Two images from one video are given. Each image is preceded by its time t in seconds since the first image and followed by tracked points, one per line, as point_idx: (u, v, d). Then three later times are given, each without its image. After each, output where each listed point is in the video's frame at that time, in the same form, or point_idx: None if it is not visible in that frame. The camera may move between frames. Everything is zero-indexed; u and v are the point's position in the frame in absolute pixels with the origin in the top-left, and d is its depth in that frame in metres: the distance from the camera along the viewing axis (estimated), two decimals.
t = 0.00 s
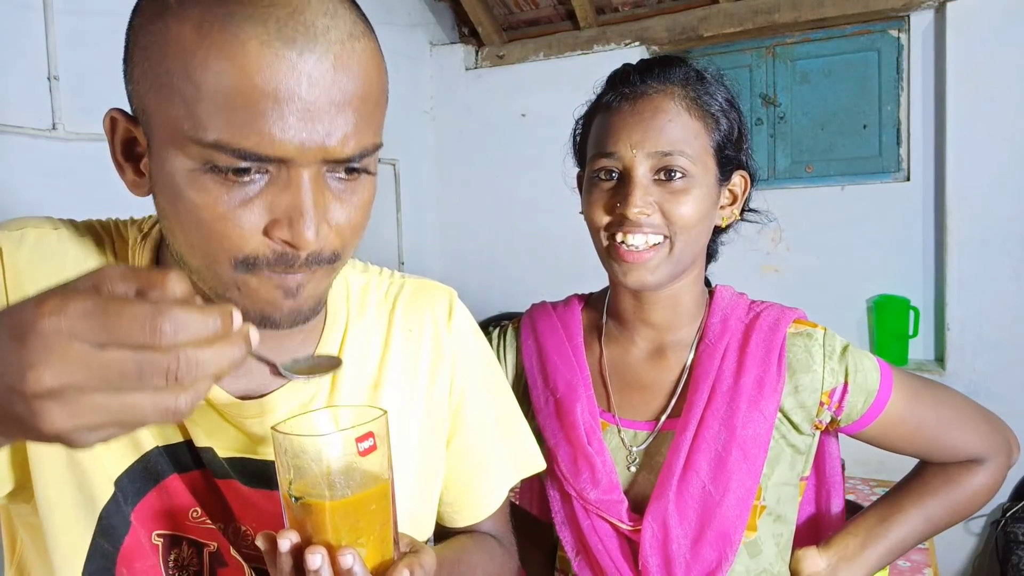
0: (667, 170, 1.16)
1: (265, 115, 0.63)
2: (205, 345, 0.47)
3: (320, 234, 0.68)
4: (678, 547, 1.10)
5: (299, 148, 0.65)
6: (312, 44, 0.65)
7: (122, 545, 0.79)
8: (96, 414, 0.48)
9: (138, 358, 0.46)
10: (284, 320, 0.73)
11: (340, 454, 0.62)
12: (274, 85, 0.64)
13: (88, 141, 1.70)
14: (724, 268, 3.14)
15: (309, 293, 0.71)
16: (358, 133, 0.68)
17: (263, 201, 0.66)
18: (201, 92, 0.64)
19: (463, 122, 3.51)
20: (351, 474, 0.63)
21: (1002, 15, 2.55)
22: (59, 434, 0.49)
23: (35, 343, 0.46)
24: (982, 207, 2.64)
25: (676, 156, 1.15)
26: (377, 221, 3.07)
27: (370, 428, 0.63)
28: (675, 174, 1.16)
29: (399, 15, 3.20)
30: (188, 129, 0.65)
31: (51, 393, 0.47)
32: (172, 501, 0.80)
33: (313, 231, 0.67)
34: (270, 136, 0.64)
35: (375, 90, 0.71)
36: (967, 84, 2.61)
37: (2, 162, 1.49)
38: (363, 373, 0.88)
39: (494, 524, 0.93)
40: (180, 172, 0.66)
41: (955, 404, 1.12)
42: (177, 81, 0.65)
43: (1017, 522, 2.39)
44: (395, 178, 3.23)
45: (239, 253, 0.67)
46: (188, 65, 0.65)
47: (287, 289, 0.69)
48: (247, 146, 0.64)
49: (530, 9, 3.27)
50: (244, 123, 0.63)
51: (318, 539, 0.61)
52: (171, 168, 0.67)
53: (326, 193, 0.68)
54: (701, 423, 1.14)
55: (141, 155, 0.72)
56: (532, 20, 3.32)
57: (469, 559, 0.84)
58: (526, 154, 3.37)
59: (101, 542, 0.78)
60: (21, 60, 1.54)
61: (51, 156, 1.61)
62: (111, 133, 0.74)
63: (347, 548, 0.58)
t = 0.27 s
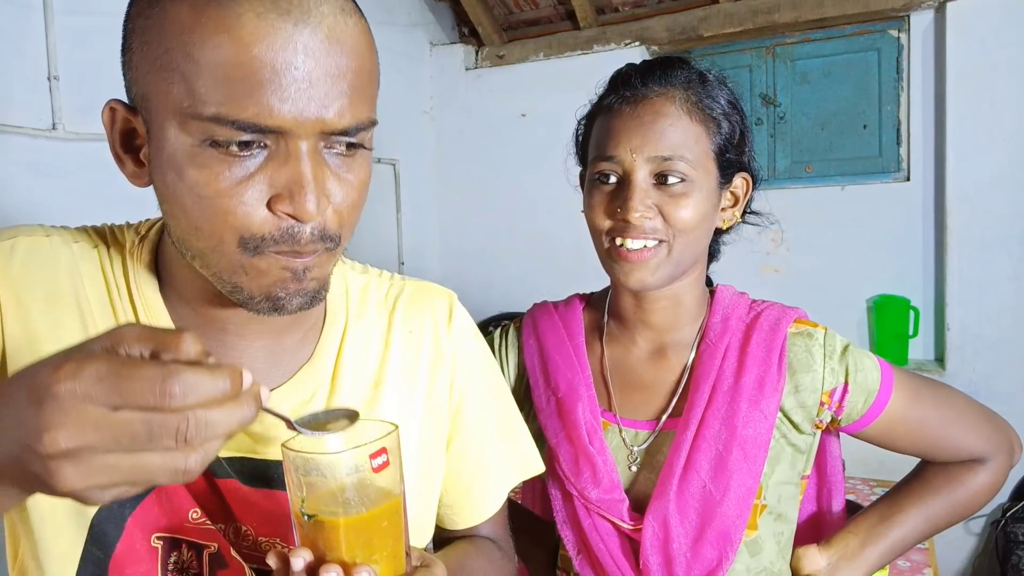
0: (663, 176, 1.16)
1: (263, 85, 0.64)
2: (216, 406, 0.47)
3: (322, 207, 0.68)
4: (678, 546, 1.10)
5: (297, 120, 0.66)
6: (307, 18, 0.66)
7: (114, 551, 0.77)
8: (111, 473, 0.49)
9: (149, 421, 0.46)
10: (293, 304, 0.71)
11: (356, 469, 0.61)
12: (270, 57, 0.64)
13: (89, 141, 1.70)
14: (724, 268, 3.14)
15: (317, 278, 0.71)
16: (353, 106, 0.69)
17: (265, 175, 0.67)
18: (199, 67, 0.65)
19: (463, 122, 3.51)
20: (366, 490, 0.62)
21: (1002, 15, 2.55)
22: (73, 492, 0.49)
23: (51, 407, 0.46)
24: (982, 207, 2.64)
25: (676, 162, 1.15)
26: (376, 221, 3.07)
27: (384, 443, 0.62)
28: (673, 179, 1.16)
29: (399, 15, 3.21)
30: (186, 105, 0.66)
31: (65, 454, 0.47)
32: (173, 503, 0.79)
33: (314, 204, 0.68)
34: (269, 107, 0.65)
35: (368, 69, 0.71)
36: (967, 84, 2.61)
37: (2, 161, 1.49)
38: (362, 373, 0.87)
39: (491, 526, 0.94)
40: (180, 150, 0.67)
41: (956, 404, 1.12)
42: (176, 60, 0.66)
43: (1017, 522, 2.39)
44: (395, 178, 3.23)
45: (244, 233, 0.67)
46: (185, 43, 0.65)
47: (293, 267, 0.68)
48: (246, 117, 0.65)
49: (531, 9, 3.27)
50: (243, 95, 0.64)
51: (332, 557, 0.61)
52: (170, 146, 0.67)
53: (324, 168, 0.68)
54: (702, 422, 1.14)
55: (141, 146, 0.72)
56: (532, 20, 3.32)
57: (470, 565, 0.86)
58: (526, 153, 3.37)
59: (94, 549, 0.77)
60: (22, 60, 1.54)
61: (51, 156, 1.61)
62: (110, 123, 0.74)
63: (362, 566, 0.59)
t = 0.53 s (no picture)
0: (664, 178, 1.16)
1: (270, 68, 0.65)
2: (217, 441, 0.48)
3: (331, 189, 0.68)
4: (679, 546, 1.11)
5: (303, 103, 0.66)
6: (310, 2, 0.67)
7: (108, 560, 0.73)
8: (115, 509, 0.50)
9: (151, 456, 0.47)
10: (293, 287, 0.70)
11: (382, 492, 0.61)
12: (275, 40, 0.65)
13: (89, 141, 1.70)
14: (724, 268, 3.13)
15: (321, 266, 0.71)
16: (355, 93, 0.70)
17: (273, 159, 0.67)
18: (205, 52, 0.65)
19: (463, 122, 3.50)
20: (388, 515, 0.62)
21: (1002, 15, 2.55)
22: (80, 528, 0.50)
23: (59, 443, 0.47)
24: (982, 208, 2.64)
25: (676, 165, 1.15)
26: (376, 222, 3.07)
27: (403, 468, 0.62)
28: (672, 182, 1.16)
29: (399, 15, 3.21)
30: (193, 92, 0.66)
31: (72, 489, 0.49)
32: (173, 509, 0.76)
33: (323, 186, 0.68)
34: (277, 89, 0.65)
35: (368, 57, 0.72)
36: (966, 85, 2.61)
37: (2, 162, 1.49)
38: (362, 374, 0.87)
39: (490, 527, 0.95)
40: (186, 138, 0.67)
41: (956, 404, 1.12)
42: (181, 49, 0.66)
43: (1017, 522, 2.39)
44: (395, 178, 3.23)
45: (252, 219, 0.67)
46: (190, 32, 0.66)
47: (295, 267, 0.69)
48: (253, 99, 0.65)
49: (530, 9, 3.27)
50: (250, 80, 0.65)
51: None
52: (176, 135, 0.67)
53: (330, 152, 0.69)
54: (704, 423, 1.14)
55: (143, 143, 0.72)
56: (532, 20, 3.32)
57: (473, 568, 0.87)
58: (526, 153, 3.37)
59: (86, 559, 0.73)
60: (22, 61, 1.54)
61: (52, 157, 1.61)
62: (110, 122, 0.74)
63: None
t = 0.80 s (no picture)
0: (667, 182, 1.16)
1: (281, 65, 0.65)
2: (218, 476, 0.50)
3: (343, 183, 0.68)
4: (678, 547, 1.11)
5: (316, 102, 0.67)
6: None
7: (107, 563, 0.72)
8: (123, 541, 0.52)
9: (153, 491, 0.50)
10: (310, 269, 0.69)
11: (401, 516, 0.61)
12: (287, 37, 0.65)
13: (89, 141, 1.70)
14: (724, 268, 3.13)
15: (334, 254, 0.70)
16: (365, 91, 0.70)
17: (285, 156, 0.67)
18: (216, 50, 0.65)
19: (463, 122, 3.50)
20: (407, 541, 0.63)
21: (1002, 15, 2.55)
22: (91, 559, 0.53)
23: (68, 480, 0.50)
24: (982, 208, 2.64)
25: (681, 171, 1.15)
26: (376, 222, 3.07)
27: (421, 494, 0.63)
28: (676, 186, 1.16)
29: (399, 15, 3.21)
30: (205, 91, 0.66)
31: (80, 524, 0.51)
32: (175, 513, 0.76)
33: (335, 182, 0.68)
34: (288, 85, 0.65)
35: (375, 57, 0.72)
36: (966, 85, 2.61)
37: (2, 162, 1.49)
38: (363, 374, 0.87)
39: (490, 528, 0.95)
40: (196, 135, 0.67)
41: (956, 405, 1.12)
42: (191, 48, 0.66)
43: (1017, 522, 2.39)
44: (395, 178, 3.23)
45: (263, 213, 0.67)
46: (200, 28, 0.66)
47: (309, 246, 0.68)
48: (264, 97, 0.65)
49: (530, 9, 3.27)
50: (261, 76, 0.65)
51: None
52: (185, 131, 0.67)
53: (341, 150, 0.69)
54: (703, 424, 1.14)
55: (149, 142, 0.72)
56: (532, 20, 3.32)
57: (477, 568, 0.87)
58: (526, 153, 3.37)
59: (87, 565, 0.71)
60: (22, 61, 1.54)
61: (51, 157, 1.61)
62: (116, 121, 0.73)
63: None
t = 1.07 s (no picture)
0: (672, 183, 1.16)
1: (291, 81, 0.65)
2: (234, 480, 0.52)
3: (347, 201, 0.69)
4: (677, 549, 1.11)
5: (325, 117, 0.66)
6: (335, 17, 0.67)
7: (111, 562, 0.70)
8: (138, 546, 0.53)
9: (170, 495, 0.51)
10: (313, 273, 0.70)
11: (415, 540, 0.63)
12: (298, 54, 0.65)
13: (89, 141, 1.70)
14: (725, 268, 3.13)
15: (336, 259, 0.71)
16: (371, 105, 0.69)
17: (290, 170, 0.67)
18: (227, 62, 0.65)
19: (463, 122, 3.50)
20: (419, 562, 0.64)
21: (1002, 15, 2.55)
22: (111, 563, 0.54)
23: (91, 482, 0.51)
24: (982, 208, 2.64)
25: (686, 171, 1.15)
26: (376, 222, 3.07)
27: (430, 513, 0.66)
28: (680, 187, 1.16)
29: (399, 15, 3.21)
30: (215, 102, 0.66)
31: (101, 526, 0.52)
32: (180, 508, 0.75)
33: (338, 200, 0.68)
34: (296, 100, 0.65)
35: (385, 71, 0.72)
36: (966, 85, 2.61)
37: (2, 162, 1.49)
38: (365, 375, 0.87)
39: (489, 530, 0.95)
40: (203, 146, 0.67)
41: (956, 405, 1.12)
42: (202, 58, 0.66)
43: (1017, 522, 2.39)
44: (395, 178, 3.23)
45: (264, 224, 0.67)
46: (212, 39, 0.66)
47: (311, 253, 0.68)
48: (272, 113, 0.65)
49: (530, 9, 3.27)
50: (270, 90, 0.64)
51: None
52: (192, 140, 0.67)
53: (346, 164, 0.69)
54: (700, 426, 1.14)
55: (156, 144, 0.72)
56: (532, 20, 3.32)
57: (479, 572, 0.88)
58: (525, 154, 3.37)
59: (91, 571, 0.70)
60: (21, 60, 1.54)
61: (51, 157, 1.61)
62: (125, 123, 0.73)
63: None
